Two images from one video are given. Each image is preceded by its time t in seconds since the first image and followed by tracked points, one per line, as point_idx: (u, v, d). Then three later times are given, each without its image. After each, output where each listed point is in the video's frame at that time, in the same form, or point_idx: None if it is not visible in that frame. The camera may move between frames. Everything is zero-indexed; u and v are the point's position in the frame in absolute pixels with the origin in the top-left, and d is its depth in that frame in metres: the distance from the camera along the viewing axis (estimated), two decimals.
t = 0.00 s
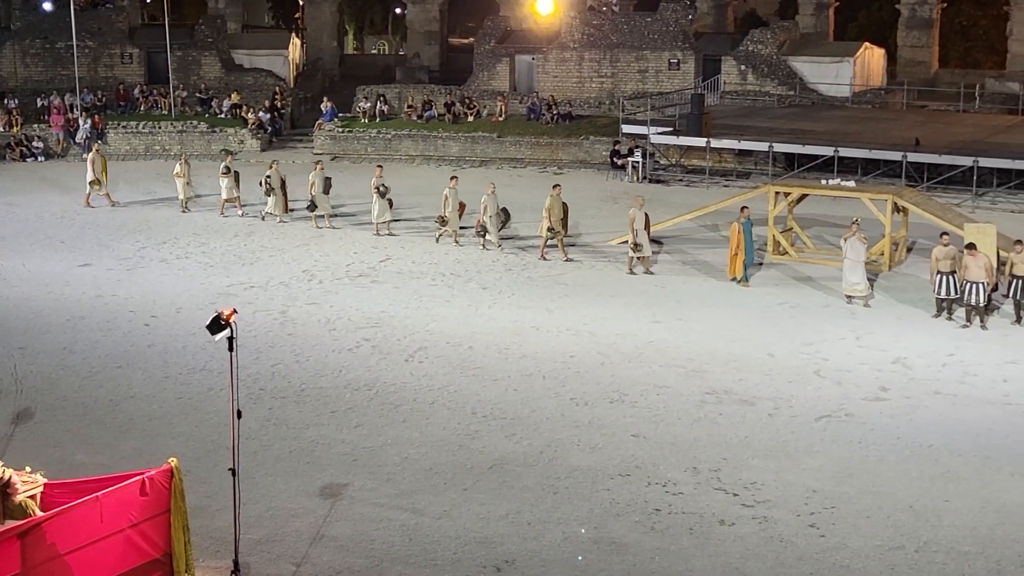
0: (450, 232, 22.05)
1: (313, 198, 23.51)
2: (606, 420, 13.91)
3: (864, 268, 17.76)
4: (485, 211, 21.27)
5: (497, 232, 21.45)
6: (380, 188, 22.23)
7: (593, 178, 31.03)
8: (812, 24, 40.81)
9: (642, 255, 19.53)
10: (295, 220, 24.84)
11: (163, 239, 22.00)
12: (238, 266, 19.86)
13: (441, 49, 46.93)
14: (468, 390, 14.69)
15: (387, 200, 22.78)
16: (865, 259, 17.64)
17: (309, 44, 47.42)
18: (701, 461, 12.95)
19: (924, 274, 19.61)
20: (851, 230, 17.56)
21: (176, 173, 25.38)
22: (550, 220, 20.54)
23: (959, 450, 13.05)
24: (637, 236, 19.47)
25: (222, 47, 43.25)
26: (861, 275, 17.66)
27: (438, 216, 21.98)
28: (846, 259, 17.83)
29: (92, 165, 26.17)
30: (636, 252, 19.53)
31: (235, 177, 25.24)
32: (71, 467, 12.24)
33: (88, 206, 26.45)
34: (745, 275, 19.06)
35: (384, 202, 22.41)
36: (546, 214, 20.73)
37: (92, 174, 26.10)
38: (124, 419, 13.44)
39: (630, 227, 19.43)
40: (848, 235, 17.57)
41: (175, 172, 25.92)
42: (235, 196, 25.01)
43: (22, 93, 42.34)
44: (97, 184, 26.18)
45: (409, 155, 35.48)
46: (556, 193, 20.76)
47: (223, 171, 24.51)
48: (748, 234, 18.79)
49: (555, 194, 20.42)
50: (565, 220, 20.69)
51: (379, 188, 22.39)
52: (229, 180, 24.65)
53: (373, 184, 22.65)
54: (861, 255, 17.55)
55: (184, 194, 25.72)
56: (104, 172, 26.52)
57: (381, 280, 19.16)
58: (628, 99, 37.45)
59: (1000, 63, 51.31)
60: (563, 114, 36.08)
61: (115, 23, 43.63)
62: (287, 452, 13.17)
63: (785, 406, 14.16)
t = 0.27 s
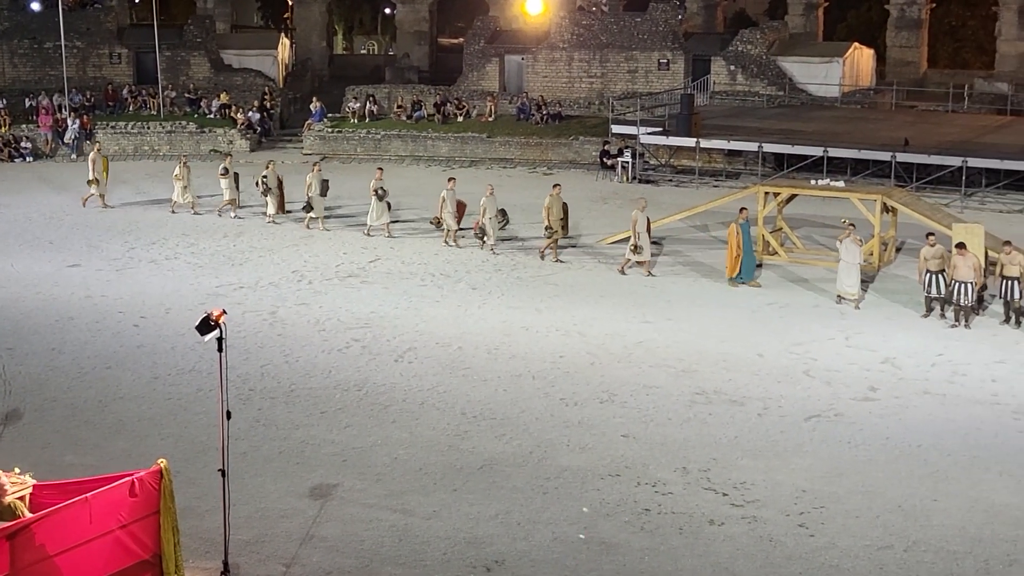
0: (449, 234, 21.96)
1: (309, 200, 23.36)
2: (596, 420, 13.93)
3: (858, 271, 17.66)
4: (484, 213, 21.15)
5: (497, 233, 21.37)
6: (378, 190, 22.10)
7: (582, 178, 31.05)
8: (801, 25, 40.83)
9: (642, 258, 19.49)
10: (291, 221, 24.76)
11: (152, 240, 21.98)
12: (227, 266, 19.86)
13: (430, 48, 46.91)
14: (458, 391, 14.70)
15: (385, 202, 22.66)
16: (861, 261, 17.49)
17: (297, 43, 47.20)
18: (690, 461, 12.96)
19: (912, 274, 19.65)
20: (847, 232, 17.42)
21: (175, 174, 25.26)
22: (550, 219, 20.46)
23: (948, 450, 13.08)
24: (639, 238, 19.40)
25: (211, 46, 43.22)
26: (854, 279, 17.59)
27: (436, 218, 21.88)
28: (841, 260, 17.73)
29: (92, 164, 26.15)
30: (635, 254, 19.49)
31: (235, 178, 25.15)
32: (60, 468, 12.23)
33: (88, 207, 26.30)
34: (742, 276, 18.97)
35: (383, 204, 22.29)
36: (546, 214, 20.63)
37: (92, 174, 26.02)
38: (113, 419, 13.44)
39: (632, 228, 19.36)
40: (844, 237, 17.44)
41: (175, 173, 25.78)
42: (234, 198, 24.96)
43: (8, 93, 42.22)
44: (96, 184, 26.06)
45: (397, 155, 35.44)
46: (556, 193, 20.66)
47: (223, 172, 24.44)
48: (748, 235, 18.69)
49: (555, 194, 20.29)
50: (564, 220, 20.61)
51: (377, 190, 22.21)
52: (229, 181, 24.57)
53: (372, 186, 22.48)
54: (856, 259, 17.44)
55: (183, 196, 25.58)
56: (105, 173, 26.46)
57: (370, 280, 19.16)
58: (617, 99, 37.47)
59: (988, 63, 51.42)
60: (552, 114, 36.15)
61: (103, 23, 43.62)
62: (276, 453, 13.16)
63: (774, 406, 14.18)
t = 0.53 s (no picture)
0: (435, 236, 21.85)
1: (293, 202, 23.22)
2: (574, 420, 13.95)
3: (841, 273, 17.60)
4: (470, 215, 21.03)
5: (484, 236, 21.21)
6: (365, 192, 22.00)
7: (561, 179, 31.07)
8: (779, 26, 40.89)
9: (630, 259, 19.46)
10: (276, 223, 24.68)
11: (128, 241, 21.94)
12: (204, 267, 19.84)
13: (409, 50, 46.95)
14: (436, 392, 14.70)
15: (373, 204, 22.54)
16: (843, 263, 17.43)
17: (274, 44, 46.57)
18: (668, 462, 12.97)
19: (891, 275, 19.72)
20: (830, 233, 17.38)
21: (162, 176, 25.09)
22: (536, 223, 20.31)
23: (925, 451, 13.11)
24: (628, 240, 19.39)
25: (189, 48, 43.22)
26: (836, 281, 17.52)
27: (424, 221, 21.78)
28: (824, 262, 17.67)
29: (79, 165, 26.06)
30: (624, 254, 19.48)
31: (221, 179, 25.02)
32: (37, 470, 12.18)
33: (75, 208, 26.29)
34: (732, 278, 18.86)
35: (370, 206, 22.19)
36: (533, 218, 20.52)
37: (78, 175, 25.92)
38: (90, 421, 13.40)
39: (621, 229, 19.36)
40: (827, 238, 17.39)
41: (162, 173, 25.61)
42: (220, 199, 24.86)
43: None
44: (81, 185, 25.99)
45: (376, 156, 35.40)
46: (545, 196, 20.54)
47: (209, 173, 24.29)
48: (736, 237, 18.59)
49: (541, 196, 20.23)
50: (552, 223, 20.45)
51: (364, 193, 22.11)
52: (215, 182, 24.47)
53: (358, 188, 22.38)
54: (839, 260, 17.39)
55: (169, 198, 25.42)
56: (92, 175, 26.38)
57: (348, 282, 19.15)
58: (595, 101, 37.55)
59: (965, 65, 51.72)
60: (530, 115, 36.32)
61: (81, 23, 43.49)
62: (254, 454, 13.14)
63: (751, 407, 14.20)
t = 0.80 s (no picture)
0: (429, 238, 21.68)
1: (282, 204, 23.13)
2: (558, 421, 13.96)
3: (825, 275, 17.61)
4: (466, 217, 20.80)
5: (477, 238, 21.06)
6: (358, 194, 21.91)
7: (545, 179, 31.11)
8: (762, 27, 40.95)
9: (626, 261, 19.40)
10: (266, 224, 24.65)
11: (111, 242, 21.89)
12: (187, 268, 19.81)
13: (392, 50, 46.93)
14: (419, 392, 14.69)
15: (366, 207, 22.41)
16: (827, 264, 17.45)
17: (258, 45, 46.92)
18: (652, 462, 12.99)
19: (873, 275, 19.78)
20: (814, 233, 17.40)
21: (153, 178, 25.04)
22: (528, 226, 20.32)
23: (908, 451, 13.15)
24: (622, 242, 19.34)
25: (172, 48, 43.13)
26: (820, 282, 17.53)
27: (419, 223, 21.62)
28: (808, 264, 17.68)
29: (72, 167, 26.01)
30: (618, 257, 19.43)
31: (213, 181, 25.01)
32: (19, 472, 12.14)
33: (64, 209, 26.23)
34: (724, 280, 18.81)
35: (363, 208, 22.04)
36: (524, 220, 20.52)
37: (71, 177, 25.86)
38: (72, 422, 13.37)
39: (616, 232, 19.30)
40: (811, 238, 17.41)
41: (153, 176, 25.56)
42: (211, 200, 24.81)
43: None
44: (73, 187, 25.94)
45: (359, 156, 35.36)
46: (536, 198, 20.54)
47: (199, 175, 24.29)
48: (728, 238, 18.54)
49: (534, 199, 20.21)
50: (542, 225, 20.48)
51: (356, 196, 22.00)
52: (206, 184, 24.45)
53: (350, 191, 22.28)
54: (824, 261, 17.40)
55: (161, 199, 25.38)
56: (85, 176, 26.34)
57: (332, 282, 19.14)
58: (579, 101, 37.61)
59: (947, 65, 51.83)
60: (514, 116, 36.34)
61: (62, 23, 43.36)
62: (237, 455, 13.11)
63: (735, 407, 14.23)
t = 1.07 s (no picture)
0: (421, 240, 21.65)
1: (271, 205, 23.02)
2: (540, 422, 13.97)
3: (808, 277, 17.61)
4: (457, 217, 20.89)
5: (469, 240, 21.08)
6: (348, 196, 21.85)
7: (527, 181, 31.13)
8: (743, 28, 41.05)
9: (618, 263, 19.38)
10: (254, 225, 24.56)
11: (92, 243, 21.83)
12: (168, 269, 19.78)
13: (375, 51, 46.94)
14: (401, 394, 14.69)
15: (356, 208, 22.40)
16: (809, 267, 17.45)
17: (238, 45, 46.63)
18: (634, 463, 12.99)
19: (855, 276, 19.84)
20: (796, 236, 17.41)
21: (143, 179, 24.93)
22: (518, 226, 20.32)
23: (889, 451, 13.18)
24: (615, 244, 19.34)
25: (153, 49, 43.06)
26: (803, 286, 17.52)
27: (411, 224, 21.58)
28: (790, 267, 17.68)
29: (63, 168, 25.93)
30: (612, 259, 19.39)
31: (201, 183, 24.92)
32: None
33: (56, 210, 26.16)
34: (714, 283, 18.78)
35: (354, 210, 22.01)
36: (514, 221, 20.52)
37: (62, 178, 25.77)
38: (53, 424, 13.33)
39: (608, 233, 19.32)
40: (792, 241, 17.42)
41: (143, 178, 25.44)
42: (199, 203, 24.67)
43: None
44: (63, 188, 25.84)
45: (340, 157, 35.34)
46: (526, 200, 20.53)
47: (187, 176, 24.19)
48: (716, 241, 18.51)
49: (523, 200, 20.21)
50: (532, 225, 20.53)
51: (347, 197, 21.95)
52: (194, 185, 24.35)
53: (341, 192, 22.24)
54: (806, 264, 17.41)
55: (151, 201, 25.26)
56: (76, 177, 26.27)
57: (314, 283, 19.12)
58: (561, 102, 37.73)
59: (927, 67, 52.04)
60: (496, 117, 36.44)
61: (43, 24, 43.23)
62: (219, 457, 13.08)
63: (716, 408, 14.25)
